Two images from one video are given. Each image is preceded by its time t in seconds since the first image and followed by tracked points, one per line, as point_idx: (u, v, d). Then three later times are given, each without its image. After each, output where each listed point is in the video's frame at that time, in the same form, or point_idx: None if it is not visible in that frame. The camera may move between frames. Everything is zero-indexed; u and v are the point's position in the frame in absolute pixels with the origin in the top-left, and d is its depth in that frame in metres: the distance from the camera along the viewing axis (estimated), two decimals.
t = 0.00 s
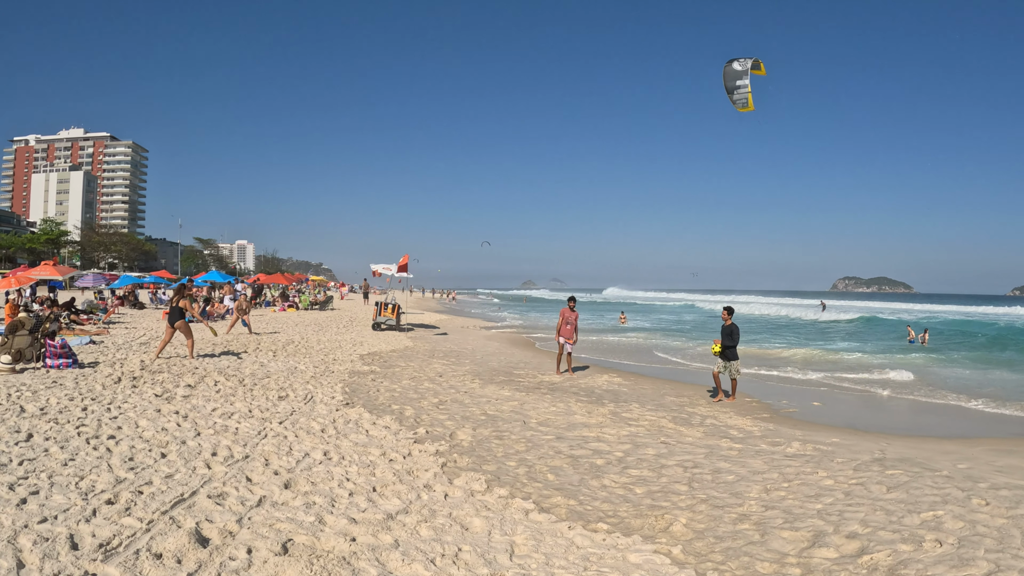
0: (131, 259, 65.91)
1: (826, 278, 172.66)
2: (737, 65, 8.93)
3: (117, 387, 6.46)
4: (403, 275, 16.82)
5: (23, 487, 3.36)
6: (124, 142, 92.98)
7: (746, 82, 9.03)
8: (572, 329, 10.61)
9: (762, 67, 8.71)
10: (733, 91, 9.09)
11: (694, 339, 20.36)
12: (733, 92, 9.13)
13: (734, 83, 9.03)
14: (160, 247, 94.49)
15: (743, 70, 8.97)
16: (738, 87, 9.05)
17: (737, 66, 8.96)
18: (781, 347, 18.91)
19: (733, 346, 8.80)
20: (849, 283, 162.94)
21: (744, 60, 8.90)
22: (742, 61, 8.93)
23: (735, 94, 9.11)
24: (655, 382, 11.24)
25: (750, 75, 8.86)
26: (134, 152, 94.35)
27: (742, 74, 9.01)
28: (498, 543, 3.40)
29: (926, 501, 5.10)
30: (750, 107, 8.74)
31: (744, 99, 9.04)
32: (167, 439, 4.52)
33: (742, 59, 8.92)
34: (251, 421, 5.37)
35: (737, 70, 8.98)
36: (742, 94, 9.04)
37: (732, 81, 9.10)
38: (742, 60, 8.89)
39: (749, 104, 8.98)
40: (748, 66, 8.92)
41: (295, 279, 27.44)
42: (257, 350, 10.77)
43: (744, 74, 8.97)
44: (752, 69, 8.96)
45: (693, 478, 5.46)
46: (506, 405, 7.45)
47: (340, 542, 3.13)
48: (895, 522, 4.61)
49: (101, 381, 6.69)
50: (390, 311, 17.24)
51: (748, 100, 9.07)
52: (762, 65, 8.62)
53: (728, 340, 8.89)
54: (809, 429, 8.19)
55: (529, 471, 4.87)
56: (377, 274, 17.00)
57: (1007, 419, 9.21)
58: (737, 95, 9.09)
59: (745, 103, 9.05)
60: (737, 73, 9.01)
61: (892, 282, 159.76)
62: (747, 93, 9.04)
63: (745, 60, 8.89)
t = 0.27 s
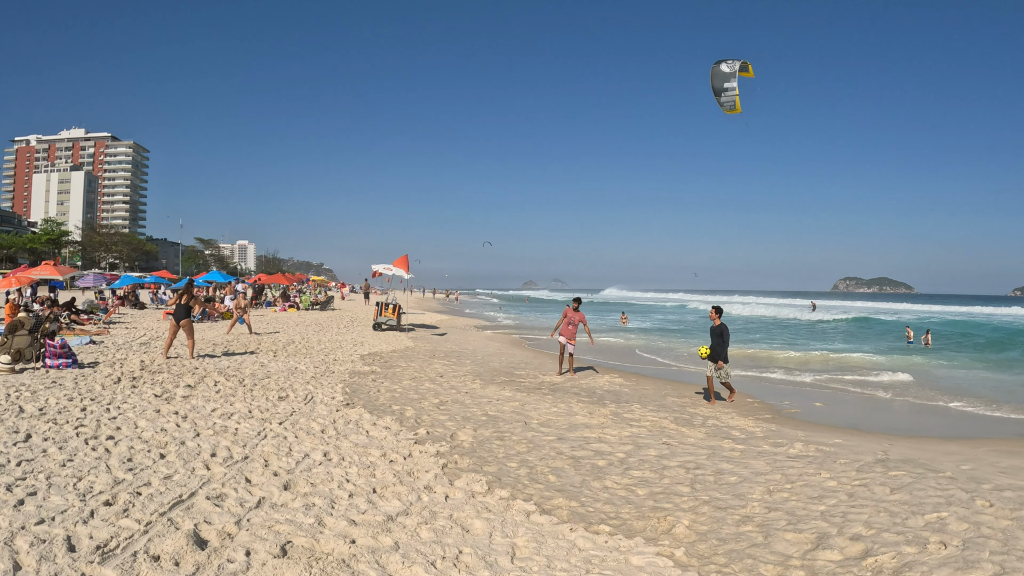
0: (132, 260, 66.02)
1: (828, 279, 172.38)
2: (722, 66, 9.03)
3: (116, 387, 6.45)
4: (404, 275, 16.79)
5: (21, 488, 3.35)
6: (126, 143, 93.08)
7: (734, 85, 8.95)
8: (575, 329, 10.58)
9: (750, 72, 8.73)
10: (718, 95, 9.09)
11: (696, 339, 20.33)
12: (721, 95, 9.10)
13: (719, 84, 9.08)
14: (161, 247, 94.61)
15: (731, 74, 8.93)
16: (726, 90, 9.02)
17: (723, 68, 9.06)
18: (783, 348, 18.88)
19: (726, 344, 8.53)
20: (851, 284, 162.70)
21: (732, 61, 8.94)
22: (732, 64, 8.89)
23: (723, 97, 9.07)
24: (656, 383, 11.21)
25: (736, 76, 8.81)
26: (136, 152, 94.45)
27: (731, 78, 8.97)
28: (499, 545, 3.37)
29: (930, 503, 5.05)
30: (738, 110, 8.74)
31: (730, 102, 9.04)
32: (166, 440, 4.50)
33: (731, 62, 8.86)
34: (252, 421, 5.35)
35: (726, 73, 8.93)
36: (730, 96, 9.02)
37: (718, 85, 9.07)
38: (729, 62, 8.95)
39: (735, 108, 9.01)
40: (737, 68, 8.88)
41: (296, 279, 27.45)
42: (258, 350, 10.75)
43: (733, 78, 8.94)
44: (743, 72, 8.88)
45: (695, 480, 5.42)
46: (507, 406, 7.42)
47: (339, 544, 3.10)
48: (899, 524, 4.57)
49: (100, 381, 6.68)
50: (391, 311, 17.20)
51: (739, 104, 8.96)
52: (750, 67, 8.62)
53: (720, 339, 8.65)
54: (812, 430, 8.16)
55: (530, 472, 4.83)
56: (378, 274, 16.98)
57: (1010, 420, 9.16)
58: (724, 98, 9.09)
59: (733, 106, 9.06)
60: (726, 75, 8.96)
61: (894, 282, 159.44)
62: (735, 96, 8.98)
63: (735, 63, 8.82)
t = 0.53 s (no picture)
0: (134, 260, 66.12)
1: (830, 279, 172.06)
2: (708, 70, 8.99)
3: (116, 388, 6.41)
4: (404, 275, 16.76)
5: (18, 491, 3.31)
6: (128, 142, 93.24)
7: (721, 88, 8.93)
8: (576, 329, 10.53)
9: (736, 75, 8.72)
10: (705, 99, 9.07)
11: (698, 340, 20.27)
12: (709, 98, 9.08)
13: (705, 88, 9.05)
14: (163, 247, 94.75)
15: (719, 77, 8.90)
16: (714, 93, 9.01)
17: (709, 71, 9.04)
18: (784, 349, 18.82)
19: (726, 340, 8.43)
20: (854, 284, 162.27)
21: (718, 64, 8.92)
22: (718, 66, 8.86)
23: (710, 100, 9.06)
24: (658, 383, 11.15)
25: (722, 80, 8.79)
26: (137, 152, 94.56)
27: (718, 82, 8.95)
28: (501, 549, 3.32)
29: (936, 505, 4.99)
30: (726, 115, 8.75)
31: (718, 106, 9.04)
32: (165, 441, 4.47)
33: (718, 64, 8.83)
34: (251, 423, 5.31)
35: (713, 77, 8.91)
36: (717, 100, 9.02)
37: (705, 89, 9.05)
38: (716, 65, 8.91)
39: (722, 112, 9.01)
40: (724, 71, 8.81)
41: (297, 279, 27.44)
42: (258, 350, 10.72)
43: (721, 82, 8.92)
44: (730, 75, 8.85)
45: (699, 482, 5.37)
46: (509, 407, 7.37)
47: (339, 548, 3.05)
48: (906, 527, 4.51)
49: (100, 382, 6.65)
50: (393, 312, 17.15)
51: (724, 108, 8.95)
52: (737, 71, 8.61)
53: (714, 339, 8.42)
54: (816, 431, 8.10)
55: (532, 475, 4.78)
56: (379, 274, 16.94)
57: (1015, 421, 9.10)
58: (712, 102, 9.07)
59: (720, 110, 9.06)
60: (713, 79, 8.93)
61: (897, 283, 159.02)
62: (722, 100, 8.97)
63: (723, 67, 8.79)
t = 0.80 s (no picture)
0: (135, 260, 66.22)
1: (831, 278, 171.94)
2: (694, 72, 8.98)
3: (115, 388, 6.39)
4: (405, 275, 16.73)
5: (15, 493, 3.27)
6: (128, 142, 93.29)
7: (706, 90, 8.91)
8: (577, 330, 10.48)
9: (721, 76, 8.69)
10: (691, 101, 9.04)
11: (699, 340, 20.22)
12: (695, 101, 9.05)
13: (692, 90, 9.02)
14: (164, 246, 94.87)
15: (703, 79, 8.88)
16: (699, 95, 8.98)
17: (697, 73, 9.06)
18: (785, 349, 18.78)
19: (717, 343, 8.47)
20: (856, 284, 161.96)
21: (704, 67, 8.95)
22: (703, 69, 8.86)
23: (697, 103, 9.04)
24: (660, 384, 11.10)
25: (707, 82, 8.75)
26: (137, 152, 94.55)
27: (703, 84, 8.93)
28: (504, 553, 3.27)
29: (942, 507, 4.93)
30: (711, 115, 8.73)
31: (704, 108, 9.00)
32: (164, 443, 4.43)
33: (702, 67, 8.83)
34: (252, 423, 5.27)
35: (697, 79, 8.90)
36: (702, 102, 8.98)
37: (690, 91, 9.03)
38: (701, 68, 8.93)
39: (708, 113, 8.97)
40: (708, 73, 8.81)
41: (298, 279, 27.43)
42: (258, 350, 10.69)
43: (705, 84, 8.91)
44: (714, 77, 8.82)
45: (703, 484, 5.32)
46: (510, 407, 7.32)
47: (340, 552, 3.01)
48: (912, 530, 4.45)
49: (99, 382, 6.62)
50: (394, 311, 17.12)
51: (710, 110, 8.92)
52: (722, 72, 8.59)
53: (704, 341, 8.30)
54: (819, 432, 8.05)
55: (535, 476, 4.73)
56: (380, 274, 16.90)
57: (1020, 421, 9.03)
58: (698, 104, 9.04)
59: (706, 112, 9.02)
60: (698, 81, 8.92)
61: (898, 283, 158.68)
62: (707, 102, 8.92)
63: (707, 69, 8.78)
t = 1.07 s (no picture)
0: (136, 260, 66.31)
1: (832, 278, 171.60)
2: (680, 75, 8.89)
3: (114, 388, 6.35)
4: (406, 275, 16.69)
5: (11, 494, 3.23)
6: (127, 142, 93.18)
7: (690, 93, 8.87)
8: (577, 330, 10.43)
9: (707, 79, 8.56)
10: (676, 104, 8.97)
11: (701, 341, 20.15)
12: (678, 104, 9.04)
13: (675, 93, 9.00)
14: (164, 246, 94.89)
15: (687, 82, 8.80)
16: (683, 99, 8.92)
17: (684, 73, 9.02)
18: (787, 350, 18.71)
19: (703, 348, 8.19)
20: (858, 284, 161.64)
21: (690, 70, 8.89)
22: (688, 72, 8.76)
23: (680, 107, 9.04)
24: (661, 384, 11.05)
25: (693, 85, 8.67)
26: (138, 152, 94.68)
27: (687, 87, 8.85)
28: (506, 556, 3.22)
29: (948, 509, 4.87)
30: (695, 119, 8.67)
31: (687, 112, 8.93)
32: (163, 443, 4.39)
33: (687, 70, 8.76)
34: (251, 424, 5.23)
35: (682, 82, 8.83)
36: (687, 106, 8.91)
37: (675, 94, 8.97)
38: (687, 71, 8.81)
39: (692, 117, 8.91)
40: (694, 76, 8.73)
41: (299, 279, 27.41)
42: (258, 350, 10.66)
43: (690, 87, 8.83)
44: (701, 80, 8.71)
45: (707, 485, 5.26)
46: (512, 408, 7.27)
47: (339, 555, 2.96)
48: (919, 532, 4.39)
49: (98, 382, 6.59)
50: (394, 311, 17.08)
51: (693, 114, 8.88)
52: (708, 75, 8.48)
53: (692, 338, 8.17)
54: (823, 433, 7.98)
55: (537, 478, 4.68)
56: (381, 274, 16.87)
57: None
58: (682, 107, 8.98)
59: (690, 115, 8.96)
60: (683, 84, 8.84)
61: (901, 283, 158.33)
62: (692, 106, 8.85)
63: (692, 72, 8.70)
